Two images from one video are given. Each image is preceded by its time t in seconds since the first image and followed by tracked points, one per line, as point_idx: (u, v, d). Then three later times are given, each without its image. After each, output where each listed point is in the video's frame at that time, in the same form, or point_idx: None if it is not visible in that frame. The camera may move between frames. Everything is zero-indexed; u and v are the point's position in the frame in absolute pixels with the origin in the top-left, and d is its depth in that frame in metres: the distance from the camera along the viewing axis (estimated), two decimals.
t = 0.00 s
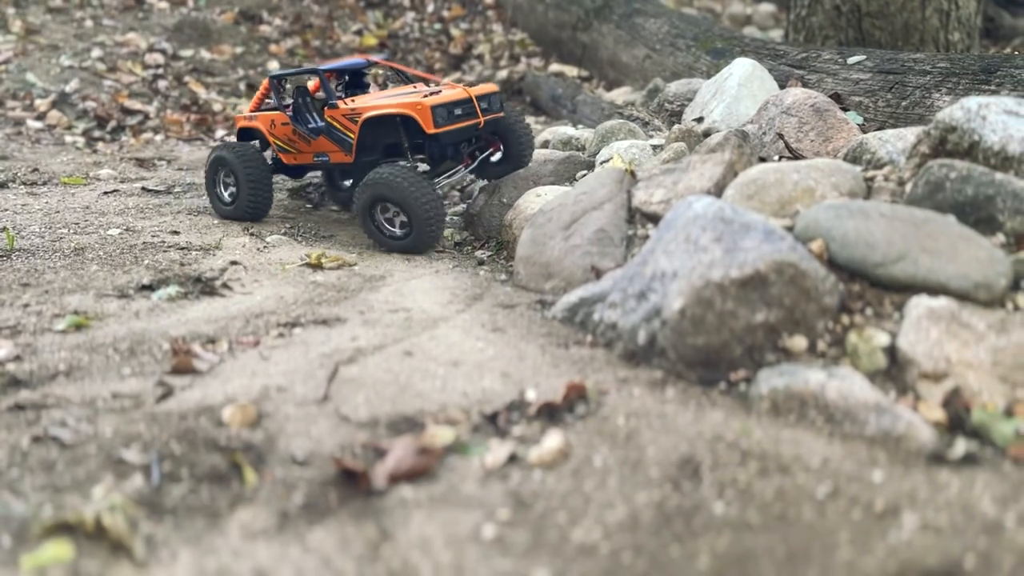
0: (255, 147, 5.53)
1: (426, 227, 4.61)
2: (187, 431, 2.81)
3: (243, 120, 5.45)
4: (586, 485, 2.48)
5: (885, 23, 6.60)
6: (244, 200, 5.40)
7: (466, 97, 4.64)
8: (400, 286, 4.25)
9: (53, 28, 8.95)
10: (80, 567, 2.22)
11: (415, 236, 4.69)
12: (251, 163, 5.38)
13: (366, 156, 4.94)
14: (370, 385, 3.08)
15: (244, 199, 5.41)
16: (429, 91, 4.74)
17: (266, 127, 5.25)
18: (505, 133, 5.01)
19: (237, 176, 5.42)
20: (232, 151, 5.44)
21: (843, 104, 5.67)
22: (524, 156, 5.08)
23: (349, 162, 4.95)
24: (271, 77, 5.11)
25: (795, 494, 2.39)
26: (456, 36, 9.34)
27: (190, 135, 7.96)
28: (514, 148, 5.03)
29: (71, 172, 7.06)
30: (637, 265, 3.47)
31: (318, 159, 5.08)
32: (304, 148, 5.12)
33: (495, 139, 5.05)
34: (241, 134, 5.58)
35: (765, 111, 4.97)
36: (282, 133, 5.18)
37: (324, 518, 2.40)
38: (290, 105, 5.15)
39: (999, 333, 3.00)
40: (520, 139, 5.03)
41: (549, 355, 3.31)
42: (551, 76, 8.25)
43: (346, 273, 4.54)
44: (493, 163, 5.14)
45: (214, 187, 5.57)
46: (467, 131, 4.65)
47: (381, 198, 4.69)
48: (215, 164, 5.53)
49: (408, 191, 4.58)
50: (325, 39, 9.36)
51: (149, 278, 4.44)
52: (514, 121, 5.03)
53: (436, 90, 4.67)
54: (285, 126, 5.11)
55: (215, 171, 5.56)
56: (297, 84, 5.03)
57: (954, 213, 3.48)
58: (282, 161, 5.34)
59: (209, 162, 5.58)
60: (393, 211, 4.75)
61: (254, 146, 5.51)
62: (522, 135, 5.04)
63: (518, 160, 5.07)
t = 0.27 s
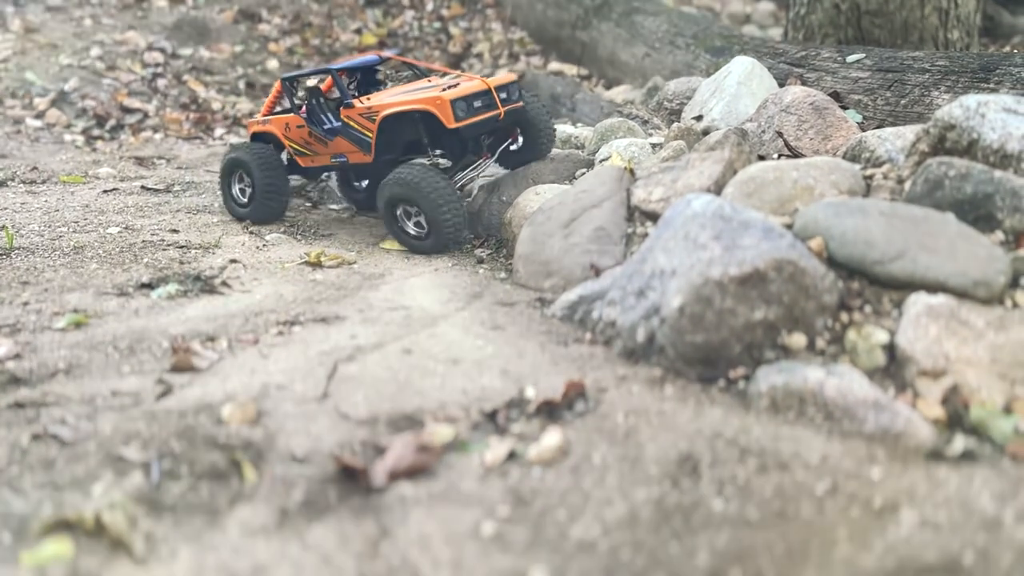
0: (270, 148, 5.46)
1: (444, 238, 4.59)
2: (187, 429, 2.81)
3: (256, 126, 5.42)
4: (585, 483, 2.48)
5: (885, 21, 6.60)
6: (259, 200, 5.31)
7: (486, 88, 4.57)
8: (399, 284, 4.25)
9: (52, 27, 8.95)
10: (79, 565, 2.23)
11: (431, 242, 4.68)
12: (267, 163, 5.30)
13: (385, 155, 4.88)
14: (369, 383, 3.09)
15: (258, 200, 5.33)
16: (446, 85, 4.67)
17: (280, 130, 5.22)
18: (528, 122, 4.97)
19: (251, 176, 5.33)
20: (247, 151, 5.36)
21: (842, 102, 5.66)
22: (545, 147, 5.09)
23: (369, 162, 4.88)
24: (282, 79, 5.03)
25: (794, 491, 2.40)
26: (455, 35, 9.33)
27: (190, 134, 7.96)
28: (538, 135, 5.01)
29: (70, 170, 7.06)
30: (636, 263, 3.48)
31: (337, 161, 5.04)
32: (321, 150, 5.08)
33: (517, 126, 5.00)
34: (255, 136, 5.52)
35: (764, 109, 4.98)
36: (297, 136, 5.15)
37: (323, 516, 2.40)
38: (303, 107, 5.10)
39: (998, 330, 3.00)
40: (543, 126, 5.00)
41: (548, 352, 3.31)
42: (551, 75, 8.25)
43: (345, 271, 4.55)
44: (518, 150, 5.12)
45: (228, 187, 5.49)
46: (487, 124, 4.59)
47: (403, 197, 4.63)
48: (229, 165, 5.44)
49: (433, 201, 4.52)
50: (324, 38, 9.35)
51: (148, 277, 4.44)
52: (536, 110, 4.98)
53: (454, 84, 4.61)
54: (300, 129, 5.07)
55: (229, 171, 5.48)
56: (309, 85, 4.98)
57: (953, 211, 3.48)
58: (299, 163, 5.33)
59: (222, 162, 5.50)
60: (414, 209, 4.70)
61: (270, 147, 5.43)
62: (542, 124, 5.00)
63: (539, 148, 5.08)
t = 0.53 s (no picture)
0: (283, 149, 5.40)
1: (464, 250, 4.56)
2: (187, 426, 2.81)
3: (266, 129, 5.38)
4: (585, 480, 2.48)
5: (885, 19, 6.59)
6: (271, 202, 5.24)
7: (497, 84, 4.58)
8: (399, 282, 4.25)
9: (52, 25, 8.94)
10: (79, 562, 2.23)
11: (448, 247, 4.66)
12: (280, 163, 5.23)
13: (397, 156, 4.86)
14: (369, 381, 3.08)
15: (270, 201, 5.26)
16: (456, 82, 4.67)
17: (291, 133, 5.20)
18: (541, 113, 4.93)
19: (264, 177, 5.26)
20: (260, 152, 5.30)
21: (842, 100, 5.64)
22: (560, 139, 5.05)
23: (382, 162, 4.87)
24: (292, 82, 5.05)
25: (794, 488, 2.40)
26: (455, 33, 9.32)
27: (189, 132, 7.95)
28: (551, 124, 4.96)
29: (70, 169, 7.06)
30: (636, 261, 3.48)
31: (349, 163, 5.03)
32: (332, 152, 5.07)
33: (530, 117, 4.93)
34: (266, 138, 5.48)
35: (765, 107, 4.97)
36: (308, 138, 5.13)
37: (323, 513, 2.40)
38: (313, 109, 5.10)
39: (998, 328, 3.00)
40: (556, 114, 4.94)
41: (548, 350, 3.31)
42: (551, 73, 8.24)
43: (345, 270, 4.55)
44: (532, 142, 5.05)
45: (240, 188, 5.42)
46: (500, 119, 4.59)
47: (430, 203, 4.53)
48: (242, 165, 5.38)
49: (464, 215, 4.44)
50: (324, 36, 9.34)
51: (148, 275, 4.44)
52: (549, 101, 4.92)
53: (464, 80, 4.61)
54: (311, 131, 5.06)
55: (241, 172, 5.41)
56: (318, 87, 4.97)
57: (953, 208, 3.48)
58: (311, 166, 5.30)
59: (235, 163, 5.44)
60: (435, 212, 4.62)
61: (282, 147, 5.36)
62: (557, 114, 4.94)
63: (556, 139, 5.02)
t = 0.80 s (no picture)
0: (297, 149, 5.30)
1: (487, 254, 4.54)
2: (189, 421, 2.81)
3: (279, 129, 5.27)
4: (586, 474, 2.48)
5: (886, 16, 6.58)
6: (286, 203, 5.15)
7: (515, 79, 4.55)
8: (400, 278, 4.25)
9: (52, 23, 8.94)
10: (81, 555, 2.23)
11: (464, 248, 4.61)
12: (295, 164, 5.12)
13: (415, 154, 4.82)
14: (371, 376, 3.09)
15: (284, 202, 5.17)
16: (473, 79, 4.63)
17: (305, 133, 5.12)
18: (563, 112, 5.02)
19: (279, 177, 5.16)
20: (275, 151, 5.18)
21: (843, 97, 5.65)
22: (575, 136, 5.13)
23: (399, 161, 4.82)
24: (305, 80, 5.00)
25: (796, 482, 2.40)
26: (456, 31, 9.32)
27: (190, 129, 7.94)
28: (569, 123, 5.05)
29: (70, 166, 7.06)
30: (637, 257, 3.47)
31: (365, 162, 4.96)
32: (348, 151, 5.00)
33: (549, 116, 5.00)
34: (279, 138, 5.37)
35: (765, 104, 4.96)
36: (323, 138, 5.06)
37: (325, 507, 2.40)
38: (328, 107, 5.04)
39: (1000, 323, 2.99)
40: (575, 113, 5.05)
41: (549, 345, 3.31)
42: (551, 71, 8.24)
43: (346, 266, 4.56)
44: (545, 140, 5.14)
45: (254, 186, 5.33)
46: (519, 116, 4.55)
47: (468, 205, 4.44)
48: (256, 162, 5.27)
49: (504, 224, 4.41)
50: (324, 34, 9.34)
51: (149, 272, 4.44)
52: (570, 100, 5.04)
53: (483, 76, 4.58)
54: (326, 131, 4.99)
55: (256, 169, 5.30)
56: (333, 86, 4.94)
57: (954, 203, 3.47)
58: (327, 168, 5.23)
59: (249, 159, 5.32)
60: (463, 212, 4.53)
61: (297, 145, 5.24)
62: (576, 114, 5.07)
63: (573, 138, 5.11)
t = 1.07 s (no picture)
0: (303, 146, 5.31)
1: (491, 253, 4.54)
2: (191, 417, 2.81)
3: (286, 126, 5.28)
4: (588, 470, 2.49)
5: (886, 14, 6.58)
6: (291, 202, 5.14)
7: (522, 75, 4.56)
8: (401, 275, 4.25)
9: (52, 21, 8.94)
10: (84, 550, 2.23)
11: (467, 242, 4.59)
12: (302, 164, 5.10)
13: (420, 150, 4.81)
14: (373, 372, 3.09)
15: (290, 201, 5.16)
16: (480, 74, 4.64)
17: (312, 129, 5.11)
18: (569, 107, 5.04)
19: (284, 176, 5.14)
20: (281, 150, 5.16)
21: (844, 93, 5.60)
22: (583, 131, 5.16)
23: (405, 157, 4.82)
24: (312, 77, 5.01)
25: (798, 477, 2.40)
26: (456, 29, 9.32)
27: (190, 127, 7.94)
28: (575, 118, 5.06)
29: (71, 164, 7.06)
30: (638, 254, 3.47)
31: (370, 158, 4.95)
32: (353, 148, 4.98)
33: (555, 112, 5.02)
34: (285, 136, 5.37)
35: (766, 101, 4.96)
36: (329, 135, 5.04)
37: (328, 502, 2.40)
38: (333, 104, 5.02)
39: (1001, 319, 3.00)
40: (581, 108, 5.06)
41: (551, 342, 3.31)
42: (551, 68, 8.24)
43: (347, 263, 4.56)
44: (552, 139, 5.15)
45: (259, 184, 5.31)
46: (526, 112, 4.58)
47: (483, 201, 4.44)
48: (262, 160, 5.24)
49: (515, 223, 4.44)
50: (325, 32, 9.34)
51: (151, 269, 4.45)
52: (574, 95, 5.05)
53: (489, 72, 4.59)
54: (332, 127, 4.98)
55: (262, 167, 5.28)
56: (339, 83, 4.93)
57: (956, 200, 3.47)
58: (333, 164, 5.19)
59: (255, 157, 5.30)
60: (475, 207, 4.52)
61: (303, 143, 5.24)
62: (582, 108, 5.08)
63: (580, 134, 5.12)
